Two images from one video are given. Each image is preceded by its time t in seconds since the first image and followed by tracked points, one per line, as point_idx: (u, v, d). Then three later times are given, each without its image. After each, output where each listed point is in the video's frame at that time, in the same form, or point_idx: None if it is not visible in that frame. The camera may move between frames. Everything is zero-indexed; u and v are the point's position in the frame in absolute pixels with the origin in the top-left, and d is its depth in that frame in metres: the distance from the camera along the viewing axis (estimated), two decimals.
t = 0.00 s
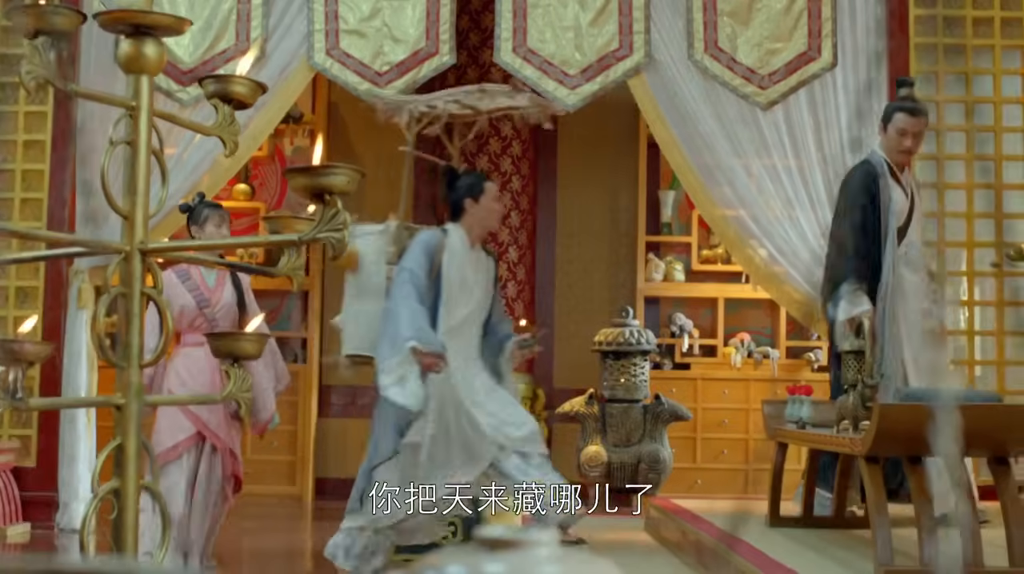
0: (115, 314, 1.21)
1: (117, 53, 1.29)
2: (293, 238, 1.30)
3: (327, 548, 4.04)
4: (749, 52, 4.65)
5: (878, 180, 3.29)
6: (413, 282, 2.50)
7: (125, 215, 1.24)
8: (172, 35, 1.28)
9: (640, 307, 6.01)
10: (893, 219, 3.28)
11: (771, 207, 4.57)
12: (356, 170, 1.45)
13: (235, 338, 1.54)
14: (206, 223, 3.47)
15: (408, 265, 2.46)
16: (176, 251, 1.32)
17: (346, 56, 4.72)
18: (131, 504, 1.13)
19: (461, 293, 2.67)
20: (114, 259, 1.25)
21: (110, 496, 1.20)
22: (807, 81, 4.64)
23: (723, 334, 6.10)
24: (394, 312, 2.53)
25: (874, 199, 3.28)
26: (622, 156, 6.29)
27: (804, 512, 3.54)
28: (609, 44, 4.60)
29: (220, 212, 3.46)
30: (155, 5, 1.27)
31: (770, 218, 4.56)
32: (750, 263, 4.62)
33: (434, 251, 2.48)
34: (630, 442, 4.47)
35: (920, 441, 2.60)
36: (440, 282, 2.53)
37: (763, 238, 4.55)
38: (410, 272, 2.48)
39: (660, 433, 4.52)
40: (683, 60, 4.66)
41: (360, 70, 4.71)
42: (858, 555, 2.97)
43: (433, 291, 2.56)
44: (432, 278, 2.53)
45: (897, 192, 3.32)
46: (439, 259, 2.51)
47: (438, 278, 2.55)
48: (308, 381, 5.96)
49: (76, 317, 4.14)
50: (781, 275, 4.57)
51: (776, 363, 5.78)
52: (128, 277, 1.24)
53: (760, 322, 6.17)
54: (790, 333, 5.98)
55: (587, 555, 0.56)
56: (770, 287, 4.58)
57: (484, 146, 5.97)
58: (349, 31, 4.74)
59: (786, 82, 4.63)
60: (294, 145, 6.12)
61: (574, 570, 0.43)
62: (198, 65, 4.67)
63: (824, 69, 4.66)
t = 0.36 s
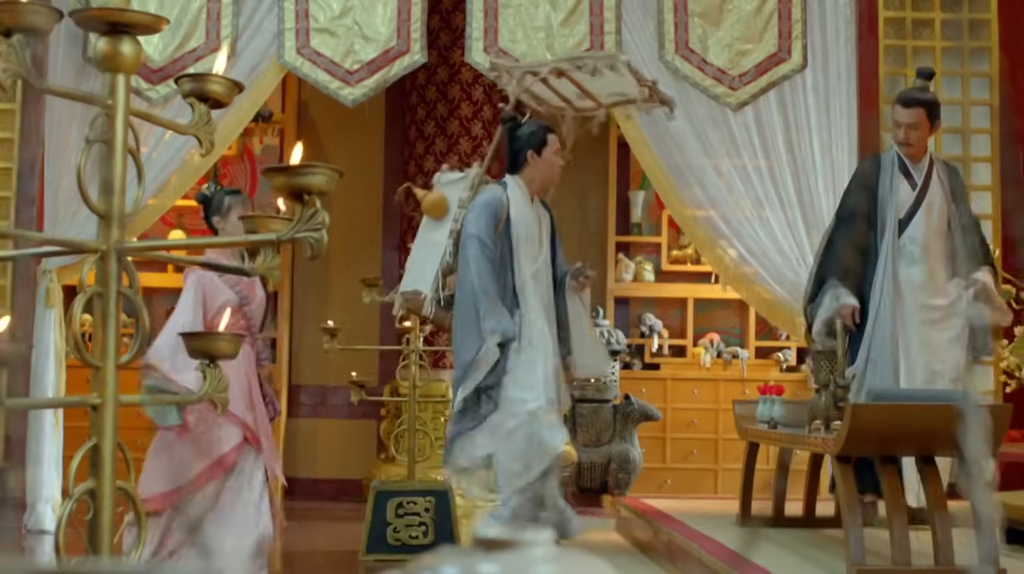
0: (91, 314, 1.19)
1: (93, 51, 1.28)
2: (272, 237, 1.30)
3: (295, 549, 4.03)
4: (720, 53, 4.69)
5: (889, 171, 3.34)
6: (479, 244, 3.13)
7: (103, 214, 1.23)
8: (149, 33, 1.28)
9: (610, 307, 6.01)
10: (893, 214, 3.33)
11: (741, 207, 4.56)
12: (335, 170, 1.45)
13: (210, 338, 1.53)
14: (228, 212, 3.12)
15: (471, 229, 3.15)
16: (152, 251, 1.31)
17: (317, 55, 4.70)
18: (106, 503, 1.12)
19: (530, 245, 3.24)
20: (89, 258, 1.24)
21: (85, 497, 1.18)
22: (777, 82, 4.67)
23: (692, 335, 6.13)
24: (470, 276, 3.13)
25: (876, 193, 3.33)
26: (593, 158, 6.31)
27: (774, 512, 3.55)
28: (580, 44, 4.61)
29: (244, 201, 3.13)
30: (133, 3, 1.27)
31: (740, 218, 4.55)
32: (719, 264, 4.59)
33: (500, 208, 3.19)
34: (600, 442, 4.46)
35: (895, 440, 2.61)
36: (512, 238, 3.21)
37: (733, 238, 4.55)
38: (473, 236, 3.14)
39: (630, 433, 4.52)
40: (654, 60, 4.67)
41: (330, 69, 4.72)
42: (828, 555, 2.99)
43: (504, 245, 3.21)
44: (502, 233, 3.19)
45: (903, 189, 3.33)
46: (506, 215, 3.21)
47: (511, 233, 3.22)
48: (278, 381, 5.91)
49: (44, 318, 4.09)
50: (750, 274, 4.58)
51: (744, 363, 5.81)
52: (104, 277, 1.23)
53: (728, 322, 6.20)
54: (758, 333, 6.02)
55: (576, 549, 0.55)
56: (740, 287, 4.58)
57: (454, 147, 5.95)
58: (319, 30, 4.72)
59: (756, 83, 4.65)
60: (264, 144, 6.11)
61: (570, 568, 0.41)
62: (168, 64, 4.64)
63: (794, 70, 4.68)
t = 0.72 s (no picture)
0: (65, 314, 1.19)
1: (67, 49, 1.28)
2: (247, 237, 1.29)
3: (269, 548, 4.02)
4: (695, 53, 4.74)
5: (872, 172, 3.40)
6: (503, 231, 3.24)
7: (77, 212, 1.22)
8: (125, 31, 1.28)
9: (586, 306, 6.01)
10: (874, 214, 3.39)
11: (716, 206, 4.54)
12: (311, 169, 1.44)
13: (185, 338, 1.52)
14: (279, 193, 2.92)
15: (493, 217, 3.24)
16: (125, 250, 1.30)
17: (292, 53, 4.69)
18: (79, 503, 1.12)
19: (551, 232, 3.37)
20: (63, 257, 1.23)
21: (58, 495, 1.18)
22: (753, 82, 4.69)
23: (667, 334, 6.15)
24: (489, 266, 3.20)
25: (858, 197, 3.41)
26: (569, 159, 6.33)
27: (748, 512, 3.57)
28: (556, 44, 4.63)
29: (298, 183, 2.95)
30: (108, 2, 1.27)
31: (715, 217, 4.54)
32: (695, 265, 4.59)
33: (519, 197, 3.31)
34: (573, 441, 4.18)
35: (869, 439, 2.64)
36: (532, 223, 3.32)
37: (708, 238, 4.54)
38: (498, 225, 3.23)
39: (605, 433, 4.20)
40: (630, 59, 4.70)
41: (306, 67, 4.71)
42: (802, 554, 3.01)
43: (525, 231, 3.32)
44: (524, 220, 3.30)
45: (887, 189, 3.39)
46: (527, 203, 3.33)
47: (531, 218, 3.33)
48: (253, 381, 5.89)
49: (16, 317, 4.06)
50: (726, 274, 4.56)
51: (719, 362, 5.83)
52: (77, 276, 1.22)
53: (703, 321, 6.23)
54: (732, 332, 6.05)
55: (556, 548, 0.55)
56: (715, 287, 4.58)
57: (429, 146, 5.96)
58: (295, 28, 4.70)
59: (731, 83, 4.68)
60: (238, 142, 6.13)
61: (547, 568, 0.41)
62: (143, 62, 4.61)
63: (769, 70, 4.71)
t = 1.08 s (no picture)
0: (46, 313, 1.18)
1: (49, 46, 1.27)
2: (231, 235, 1.29)
3: (252, 546, 4.01)
4: (678, 51, 4.72)
5: (844, 163, 3.33)
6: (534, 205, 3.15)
7: (59, 210, 1.22)
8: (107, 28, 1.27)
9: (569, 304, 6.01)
10: (848, 208, 3.30)
11: (700, 205, 4.56)
12: (294, 166, 1.44)
13: (168, 337, 1.52)
14: (336, 184, 2.91)
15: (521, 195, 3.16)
16: (106, 248, 1.30)
17: (275, 51, 4.68)
18: (59, 503, 1.11)
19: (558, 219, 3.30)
20: (44, 255, 1.22)
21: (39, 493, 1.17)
22: (736, 80, 4.71)
23: (650, 332, 6.16)
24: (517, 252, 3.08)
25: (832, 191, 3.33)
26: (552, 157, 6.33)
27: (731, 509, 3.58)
28: (539, 42, 4.63)
29: (352, 170, 2.93)
30: None
31: (698, 216, 4.55)
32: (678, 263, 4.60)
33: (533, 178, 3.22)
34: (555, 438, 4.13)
35: (851, 436, 2.65)
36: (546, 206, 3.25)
37: (692, 236, 4.56)
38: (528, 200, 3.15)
39: (589, 430, 4.12)
40: (613, 57, 4.68)
41: (289, 65, 4.69)
42: (784, 553, 3.02)
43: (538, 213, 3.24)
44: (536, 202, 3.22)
45: (861, 179, 3.30)
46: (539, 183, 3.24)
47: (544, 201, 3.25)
48: (236, 379, 5.87)
49: None
50: (709, 272, 4.56)
51: (702, 360, 5.84)
52: (58, 273, 1.21)
53: (685, 320, 6.24)
54: (715, 330, 6.06)
55: (536, 544, 0.55)
56: (698, 285, 4.58)
57: (412, 144, 5.97)
58: (278, 26, 4.69)
59: (715, 81, 4.69)
60: (221, 140, 6.11)
61: (527, 567, 0.41)
62: (126, 59, 4.59)
63: (752, 68, 4.72)
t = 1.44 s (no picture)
0: (31, 311, 1.17)
1: (33, 44, 1.26)
2: (215, 233, 1.29)
3: (238, 545, 4.00)
4: (665, 50, 4.72)
5: (822, 158, 3.34)
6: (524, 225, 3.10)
7: (42, 208, 1.21)
8: (92, 25, 1.26)
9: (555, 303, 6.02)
10: (825, 203, 3.32)
11: (685, 203, 4.56)
12: (279, 165, 1.44)
13: (153, 335, 1.51)
14: (366, 168, 2.96)
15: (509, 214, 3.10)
16: (91, 246, 1.29)
17: (261, 50, 4.67)
18: (43, 501, 1.10)
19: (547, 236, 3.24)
20: (28, 253, 1.22)
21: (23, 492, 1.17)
22: (722, 79, 4.72)
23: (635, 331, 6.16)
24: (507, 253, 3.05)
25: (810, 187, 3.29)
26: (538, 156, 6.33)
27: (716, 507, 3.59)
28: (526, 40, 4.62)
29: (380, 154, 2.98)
30: None
31: (684, 215, 4.54)
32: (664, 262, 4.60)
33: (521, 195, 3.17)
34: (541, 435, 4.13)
35: (835, 435, 2.65)
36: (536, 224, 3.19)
37: (678, 235, 4.55)
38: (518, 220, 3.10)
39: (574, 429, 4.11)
40: (599, 56, 4.68)
41: (275, 63, 4.68)
42: (769, 551, 3.03)
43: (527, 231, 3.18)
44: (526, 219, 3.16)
45: (835, 174, 3.32)
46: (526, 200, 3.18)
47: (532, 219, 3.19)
48: (222, 377, 5.86)
49: None
50: (694, 271, 4.57)
51: (688, 359, 5.85)
52: (42, 272, 1.21)
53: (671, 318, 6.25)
54: (700, 329, 6.07)
55: (521, 543, 0.56)
56: (684, 283, 4.58)
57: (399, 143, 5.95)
58: (263, 24, 4.68)
59: (701, 80, 4.70)
60: (207, 138, 6.09)
61: (512, 566, 0.41)
62: (111, 57, 4.57)
63: (738, 67, 4.73)
